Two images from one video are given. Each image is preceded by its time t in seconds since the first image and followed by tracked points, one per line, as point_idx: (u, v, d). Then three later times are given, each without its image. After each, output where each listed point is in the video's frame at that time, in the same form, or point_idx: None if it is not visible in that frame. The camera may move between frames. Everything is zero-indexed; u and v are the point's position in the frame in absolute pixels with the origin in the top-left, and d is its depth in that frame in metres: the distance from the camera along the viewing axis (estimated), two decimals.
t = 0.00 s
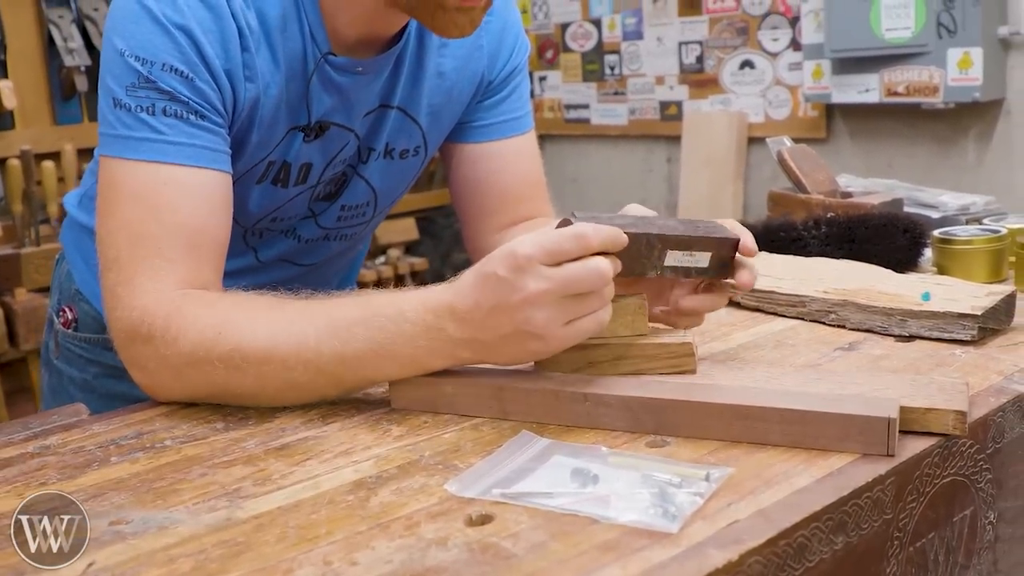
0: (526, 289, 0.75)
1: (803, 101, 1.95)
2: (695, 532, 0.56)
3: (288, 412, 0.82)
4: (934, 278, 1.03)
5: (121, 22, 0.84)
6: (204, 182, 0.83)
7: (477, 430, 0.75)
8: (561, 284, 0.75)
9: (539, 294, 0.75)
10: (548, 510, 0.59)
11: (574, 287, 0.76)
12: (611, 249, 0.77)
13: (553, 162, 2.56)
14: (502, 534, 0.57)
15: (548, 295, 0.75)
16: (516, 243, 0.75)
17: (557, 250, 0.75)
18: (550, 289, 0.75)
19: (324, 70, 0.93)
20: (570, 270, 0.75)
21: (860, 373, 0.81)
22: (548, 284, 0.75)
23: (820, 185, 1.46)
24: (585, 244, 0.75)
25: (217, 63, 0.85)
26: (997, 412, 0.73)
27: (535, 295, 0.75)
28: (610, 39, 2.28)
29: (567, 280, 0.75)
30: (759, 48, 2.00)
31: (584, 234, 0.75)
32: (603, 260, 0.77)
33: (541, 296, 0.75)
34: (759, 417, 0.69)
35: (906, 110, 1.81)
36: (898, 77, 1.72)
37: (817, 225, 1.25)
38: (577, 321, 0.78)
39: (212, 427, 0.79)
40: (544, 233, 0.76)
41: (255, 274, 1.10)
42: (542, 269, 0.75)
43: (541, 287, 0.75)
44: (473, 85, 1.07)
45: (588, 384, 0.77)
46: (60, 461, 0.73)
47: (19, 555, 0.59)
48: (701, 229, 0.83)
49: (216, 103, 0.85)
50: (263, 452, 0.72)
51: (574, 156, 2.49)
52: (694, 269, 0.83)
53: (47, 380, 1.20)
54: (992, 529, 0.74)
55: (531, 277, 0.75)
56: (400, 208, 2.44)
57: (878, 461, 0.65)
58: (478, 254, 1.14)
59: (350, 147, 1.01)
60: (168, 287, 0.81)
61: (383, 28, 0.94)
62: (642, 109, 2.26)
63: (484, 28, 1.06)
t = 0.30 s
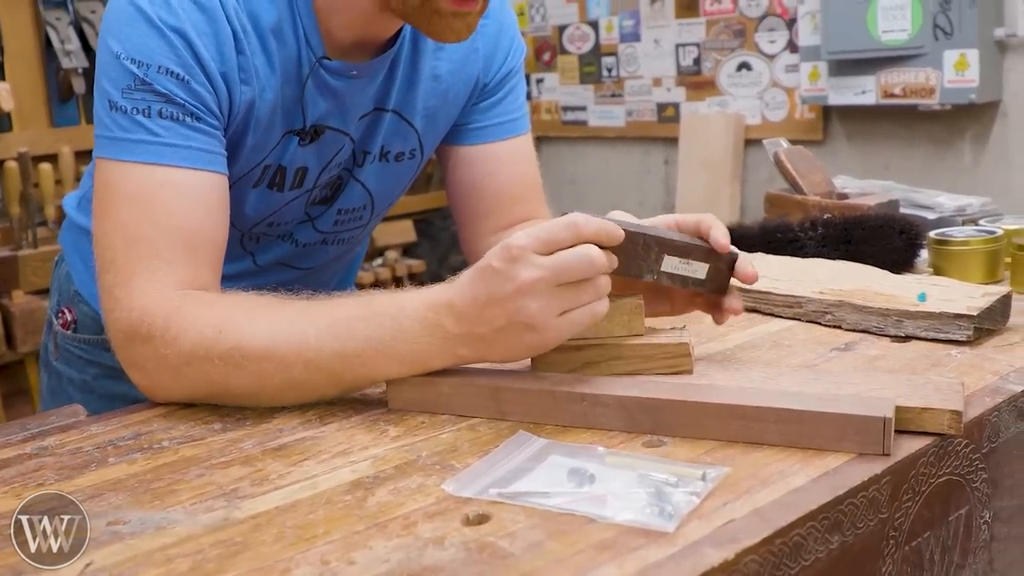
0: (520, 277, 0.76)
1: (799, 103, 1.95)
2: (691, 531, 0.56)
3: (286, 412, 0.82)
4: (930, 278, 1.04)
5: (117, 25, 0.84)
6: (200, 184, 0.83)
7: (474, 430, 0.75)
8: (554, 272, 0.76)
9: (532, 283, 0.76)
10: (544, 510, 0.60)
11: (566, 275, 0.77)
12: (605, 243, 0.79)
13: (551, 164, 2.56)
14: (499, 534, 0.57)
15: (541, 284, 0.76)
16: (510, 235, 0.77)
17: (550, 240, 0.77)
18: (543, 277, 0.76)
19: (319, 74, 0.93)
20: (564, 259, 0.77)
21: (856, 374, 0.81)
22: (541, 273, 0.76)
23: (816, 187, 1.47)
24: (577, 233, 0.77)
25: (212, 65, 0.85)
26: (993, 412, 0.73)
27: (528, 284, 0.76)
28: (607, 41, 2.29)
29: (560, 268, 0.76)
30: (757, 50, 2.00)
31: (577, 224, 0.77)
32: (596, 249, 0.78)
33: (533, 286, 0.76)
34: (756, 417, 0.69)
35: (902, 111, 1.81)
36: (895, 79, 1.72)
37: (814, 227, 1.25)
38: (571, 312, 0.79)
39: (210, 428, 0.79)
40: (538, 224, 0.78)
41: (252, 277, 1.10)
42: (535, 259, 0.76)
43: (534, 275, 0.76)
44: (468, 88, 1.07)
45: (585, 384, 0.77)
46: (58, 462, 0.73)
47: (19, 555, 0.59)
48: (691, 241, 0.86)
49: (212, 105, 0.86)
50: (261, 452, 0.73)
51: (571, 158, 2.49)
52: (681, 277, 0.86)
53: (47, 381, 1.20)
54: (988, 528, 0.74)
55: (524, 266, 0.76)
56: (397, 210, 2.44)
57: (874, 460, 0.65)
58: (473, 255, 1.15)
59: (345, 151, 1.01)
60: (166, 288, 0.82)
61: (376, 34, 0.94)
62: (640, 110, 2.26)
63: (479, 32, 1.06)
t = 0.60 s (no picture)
0: (512, 288, 0.76)
1: (795, 104, 1.95)
2: (686, 532, 0.56)
3: (281, 414, 0.82)
4: (925, 279, 1.04)
5: (111, 28, 0.84)
6: (194, 185, 0.83)
7: (470, 431, 0.75)
8: (547, 284, 0.76)
9: (525, 294, 0.76)
10: (540, 510, 0.60)
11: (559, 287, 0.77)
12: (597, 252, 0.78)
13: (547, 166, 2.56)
14: (494, 534, 0.57)
15: (534, 295, 0.76)
16: (504, 245, 0.77)
17: (542, 250, 0.77)
18: (536, 289, 0.76)
19: (312, 77, 0.93)
20: (557, 270, 0.77)
21: (851, 375, 0.81)
22: (533, 284, 0.76)
23: (812, 188, 1.47)
24: (570, 243, 0.77)
25: (205, 67, 0.85)
26: (987, 412, 0.74)
27: (520, 295, 0.76)
28: (603, 43, 2.29)
29: (552, 279, 0.76)
30: (753, 51, 2.00)
31: (569, 233, 0.77)
32: (589, 260, 0.78)
33: (525, 296, 0.76)
34: (751, 418, 0.69)
35: (898, 112, 1.81)
36: (890, 80, 1.72)
37: (810, 228, 1.25)
38: (564, 321, 0.79)
39: (205, 429, 0.79)
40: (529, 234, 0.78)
41: (246, 279, 1.10)
42: (528, 269, 0.77)
43: (526, 286, 0.76)
44: (462, 89, 1.07)
45: (580, 385, 0.77)
46: (54, 464, 0.73)
47: (18, 555, 0.59)
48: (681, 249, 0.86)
49: (205, 107, 0.86)
50: (256, 454, 0.73)
51: (567, 160, 2.50)
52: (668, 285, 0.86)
53: (42, 382, 1.20)
54: (983, 528, 0.75)
55: (517, 277, 0.76)
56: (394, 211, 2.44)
57: (868, 461, 0.66)
58: (466, 257, 1.15)
59: (339, 153, 1.01)
60: (160, 290, 0.82)
61: (369, 35, 0.94)
62: (636, 112, 2.26)
63: (473, 33, 1.06)
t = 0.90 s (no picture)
0: (509, 290, 0.76)
1: (792, 104, 1.95)
2: (682, 532, 0.56)
3: (278, 415, 0.82)
4: (922, 279, 1.04)
5: (105, 29, 0.84)
6: (189, 186, 0.83)
7: (466, 432, 0.75)
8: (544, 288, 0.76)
9: (523, 297, 0.76)
10: (536, 511, 0.59)
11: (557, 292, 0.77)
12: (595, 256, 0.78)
13: (544, 166, 2.56)
14: (490, 535, 0.57)
15: (531, 298, 0.76)
16: (501, 246, 0.77)
17: (541, 252, 0.77)
18: (533, 292, 0.76)
19: (306, 77, 0.93)
20: (555, 273, 0.76)
21: (848, 375, 0.81)
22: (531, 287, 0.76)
23: (809, 188, 1.47)
24: (569, 248, 0.77)
25: (200, 68, 0.85)
26: (984, 411, 0.74)
27: (518, 297, 0.76)
28: (601, 43, 2.29)
29: (550, 282, 0.76)
30: (750, 51, 2.00)
31: (568, 238, 0.76)
32: (587, 263, 0.77)
33: (522, 299, 0.76)
34: (748, 418, 0.69)
35: (895, 112, 1.81)
36: (887, 80, 1.72)
37: (807, 227, 1.25)
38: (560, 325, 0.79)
39: (201, 430, 0.79)
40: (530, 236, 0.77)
41: (241, 280, 1.10)
42: (525, 272, 0.76)
43: (524, 289, 0.76)
44: (457, 90, 1.07)
45: (577, 386, 0.77)
46: (49, 466, 0.73)
47: (18, 555, 0.59)
48: (681, 253, 0.86)
49: (200, 108, 0.85)
50: (252, 455, 0.72)
51: (565, 160, 2.49)
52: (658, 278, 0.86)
53: (39, 384, 1.19)
54: (981, 527, 0.74)
55: (513, 279, 0.76)
56: (392, 212, 2.44)
57: (866, 460, 0.65)
58: (463, 257, 1.14)
59: (333, 153, 1.00)
60: (155, 290, 0.81)
61: (362, 36, 0.94)
62: (634, 112, 2.26)
63: (468, 34, 1.06)
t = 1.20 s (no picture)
0: (503, 327, 0.75)
1: (790, 105, 1.95)
2: (677, 534, 0.56)
3: (273, 417, 0.81)
4: (919, 280, 1.04)
5: (100, 31, 0.84)
6: (184, 188, 0.83)
7: (462, 434, 0.75)
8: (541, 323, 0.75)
9: (516, 334, 0.75)
10: (530, 513, 0.59)
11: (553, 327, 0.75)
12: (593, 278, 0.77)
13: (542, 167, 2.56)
14: (485, 537, 0.57)
15: (526, 333, 0.75)
16: (494, 282, 0.74)
17: (536, 292, 0.73)
18: (526, 328, 0.75)
19: (301, 78, 0.93)
20: (549, 311, 0.74)
21: (844, 376, 0.81)
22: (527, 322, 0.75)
23: (805, 189, 1.48)
24: (564, 287, 0.73)
25: (195, 70, 0.85)
26: (980, 413, 0.74)
27: (512, 334, 0.75)
28: (598, 43, 2.29)
29: (544, 320, 0.75)
30: (747, 52, 2.00)
31: (564, 279, 0.73)
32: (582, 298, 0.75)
33: (516, 334, 0.75)
34: (743, 420, 0.69)
35: (893, 112, 1.81)
36: (885, 81, 1.73)
37: (803, 228, 1.25)
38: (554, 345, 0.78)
39: (197, 432, 0.79)
40: (522, 270, 0.74)
41: (238, 282, 1.10)
42: (520, 311, 0.74)
43: (518, 326, 0.75)
44: (453, 91, 1.07)
45: (572, 387, 0.77)
46: (44, 468, 0.73)
47: (18, 555, 0.59)
48: (678, 255, 0.84)
49: (195, 109, 0.85)
50: (247, 457, 0.72)
51: (562, 161, 2.49)
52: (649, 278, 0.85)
53: (34, 385, 1.19)
54: (976, 529, 0.74)
55: (507, 318, 0.74)
56: (390, 213, 2.43)
57: (861, 462, 0.66)
58: (459, 258, 1.14)
59: (329, 155, 1.00)
60: (150, 292, 0.81)
61: (356, 36, 0.95)
62: (632, 112, 2.26)
63: (464, 35, 1.06)
